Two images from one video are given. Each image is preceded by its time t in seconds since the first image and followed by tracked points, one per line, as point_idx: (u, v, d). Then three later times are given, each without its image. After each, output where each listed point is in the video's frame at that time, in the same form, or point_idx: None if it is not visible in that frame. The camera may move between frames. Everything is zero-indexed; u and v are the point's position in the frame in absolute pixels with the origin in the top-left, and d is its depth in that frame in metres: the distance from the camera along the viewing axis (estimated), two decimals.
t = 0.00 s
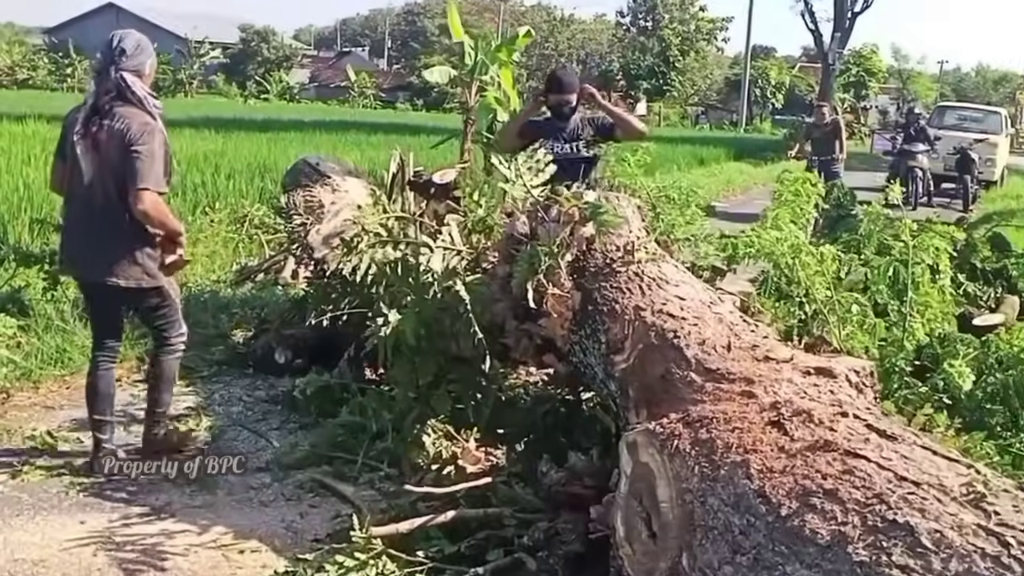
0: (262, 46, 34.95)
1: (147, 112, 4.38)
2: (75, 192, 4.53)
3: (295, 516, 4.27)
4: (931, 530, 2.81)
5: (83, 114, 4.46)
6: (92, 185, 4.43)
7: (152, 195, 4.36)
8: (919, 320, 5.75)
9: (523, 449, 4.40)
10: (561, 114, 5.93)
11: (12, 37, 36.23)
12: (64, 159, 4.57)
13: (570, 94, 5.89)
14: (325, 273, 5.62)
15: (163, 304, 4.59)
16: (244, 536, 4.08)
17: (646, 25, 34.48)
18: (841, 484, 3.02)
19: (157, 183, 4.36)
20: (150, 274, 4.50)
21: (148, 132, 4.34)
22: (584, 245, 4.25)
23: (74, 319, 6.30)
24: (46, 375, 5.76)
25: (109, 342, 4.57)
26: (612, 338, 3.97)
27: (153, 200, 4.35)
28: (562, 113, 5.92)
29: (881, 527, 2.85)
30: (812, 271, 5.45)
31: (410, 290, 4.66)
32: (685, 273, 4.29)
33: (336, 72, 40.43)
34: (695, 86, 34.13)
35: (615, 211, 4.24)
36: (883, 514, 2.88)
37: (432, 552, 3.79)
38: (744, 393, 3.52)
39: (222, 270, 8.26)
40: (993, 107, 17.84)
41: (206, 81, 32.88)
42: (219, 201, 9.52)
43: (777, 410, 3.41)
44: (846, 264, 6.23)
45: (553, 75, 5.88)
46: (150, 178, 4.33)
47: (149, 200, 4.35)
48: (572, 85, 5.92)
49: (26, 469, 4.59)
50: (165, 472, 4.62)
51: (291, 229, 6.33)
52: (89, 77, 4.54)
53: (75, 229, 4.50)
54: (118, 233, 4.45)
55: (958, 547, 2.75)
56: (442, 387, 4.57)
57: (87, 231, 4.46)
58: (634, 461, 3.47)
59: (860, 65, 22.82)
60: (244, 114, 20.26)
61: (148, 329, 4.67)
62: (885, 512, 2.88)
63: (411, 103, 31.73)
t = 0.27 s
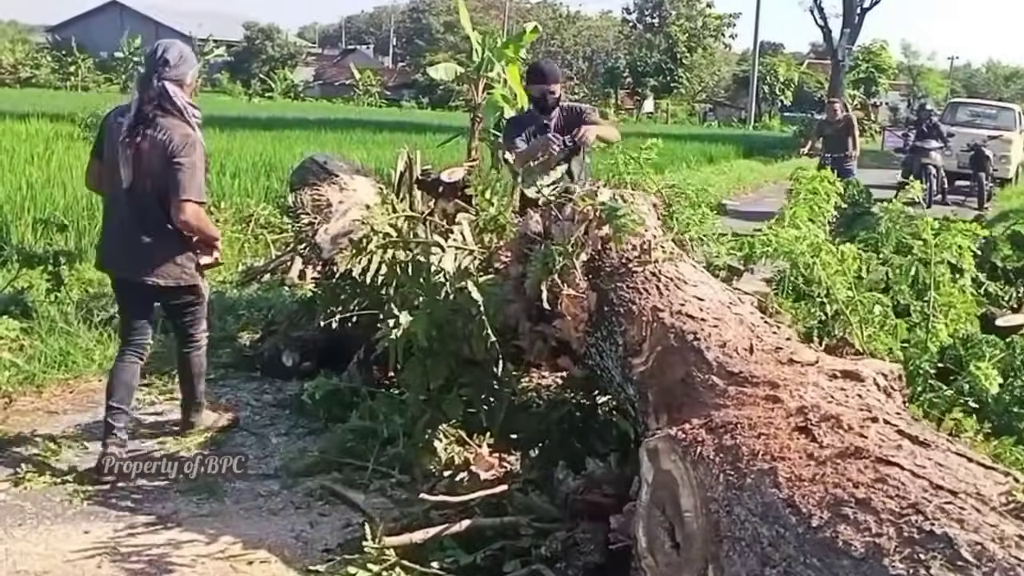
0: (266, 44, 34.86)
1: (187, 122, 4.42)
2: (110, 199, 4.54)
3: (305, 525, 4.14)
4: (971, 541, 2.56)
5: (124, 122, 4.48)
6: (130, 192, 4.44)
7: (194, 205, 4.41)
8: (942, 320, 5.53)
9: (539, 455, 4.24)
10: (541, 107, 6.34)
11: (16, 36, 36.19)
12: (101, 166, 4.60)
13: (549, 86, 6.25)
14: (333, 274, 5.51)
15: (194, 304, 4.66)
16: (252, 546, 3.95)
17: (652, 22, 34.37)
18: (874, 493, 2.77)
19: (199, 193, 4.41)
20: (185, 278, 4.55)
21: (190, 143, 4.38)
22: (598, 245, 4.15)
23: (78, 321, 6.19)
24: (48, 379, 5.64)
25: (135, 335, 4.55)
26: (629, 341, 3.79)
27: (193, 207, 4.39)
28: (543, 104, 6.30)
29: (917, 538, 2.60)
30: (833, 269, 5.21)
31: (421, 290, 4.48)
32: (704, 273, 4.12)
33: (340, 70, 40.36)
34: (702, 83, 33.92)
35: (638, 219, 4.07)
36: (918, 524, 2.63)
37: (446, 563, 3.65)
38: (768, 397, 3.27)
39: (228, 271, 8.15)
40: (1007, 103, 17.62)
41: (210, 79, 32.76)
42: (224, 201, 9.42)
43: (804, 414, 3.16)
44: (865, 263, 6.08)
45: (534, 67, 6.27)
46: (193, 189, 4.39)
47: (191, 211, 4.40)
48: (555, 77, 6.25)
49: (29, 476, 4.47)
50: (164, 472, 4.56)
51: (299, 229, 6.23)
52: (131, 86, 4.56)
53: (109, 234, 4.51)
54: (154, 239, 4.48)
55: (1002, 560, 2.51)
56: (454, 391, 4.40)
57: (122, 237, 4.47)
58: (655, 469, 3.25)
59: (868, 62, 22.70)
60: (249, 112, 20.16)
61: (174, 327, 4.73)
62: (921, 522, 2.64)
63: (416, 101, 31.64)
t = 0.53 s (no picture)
0: (272, 44, 34.77)
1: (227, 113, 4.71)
2: (150, 182, 4.83)
3: (317, 536, 4.00)
4: (1020, 558, 2.30)
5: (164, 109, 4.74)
6: (169, 176, 4.74)
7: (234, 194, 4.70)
8: (969, 321, 5.30)
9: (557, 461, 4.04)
10: (550, 111, 5.53)
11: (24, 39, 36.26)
12: (140, 150, 4.85)
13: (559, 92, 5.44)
14: (343, 275, 5.36)
15: (224, 287, 4.91)
16: (263, 557, 3.82)
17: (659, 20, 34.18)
18: (913, 505, 2.48)
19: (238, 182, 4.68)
20: (218, 261, 4.85)
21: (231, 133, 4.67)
22: (617, 244, 3.80)
23: (84, 325, 6.08)
24: (54, 384, 5.53)
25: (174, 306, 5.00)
26: (649, 344, 3.50)
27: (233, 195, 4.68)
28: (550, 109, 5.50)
29: (961, 553, 2.34)
30: (857, 271, 4.97)
31: (432, 291, 4.31)
32: (726, 273, 3.82)
33: (347, 70, 40.28)
34: (711, 82, 33.73)
35: (649, 215, 3.75)
36: (961, 539, 2.36)
37: None
38: (798, 403, 2.98)
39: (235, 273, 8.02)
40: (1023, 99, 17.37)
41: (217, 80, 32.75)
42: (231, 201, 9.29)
43: (835, 421, 2.87)
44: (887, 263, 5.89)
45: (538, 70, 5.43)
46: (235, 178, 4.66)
47: (233, 199, 4.69)
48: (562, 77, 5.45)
49: (35, 484, 4.35)
50: (165, 472, 4.53)
51: (307, 229, 6.09)
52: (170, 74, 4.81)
53: (149, 215, 4.82)
54: (190, 222, 4.78)
55: None
56: (467, 395, 4.26)
57: (163, 219, 4.79)
58: (681, 478, 2.91)
59: (878, 58, 22.51)
60: (255, 112, 20.06)
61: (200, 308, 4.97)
62: (964, 537, 2.37)
63: (423, 100, 31.54)
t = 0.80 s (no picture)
0: (280, 42, 34.71)
1: (212, 115, 4.61)
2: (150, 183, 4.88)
3: (330, 545, 3.91)
4: None
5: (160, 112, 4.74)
6: (164, 179, 4.74)
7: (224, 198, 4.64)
8: (1000, 322, 5.03)
9: (577, 470, 3.93)
10: (589, 131, 5.58)
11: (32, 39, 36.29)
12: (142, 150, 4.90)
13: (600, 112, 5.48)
14: (355, 277, 5.27)
15: (225, 289, 4.87)
16: (274, 568, 3.73)
17: (669, 17, 33.98)
18: (960, 523, 2.38)
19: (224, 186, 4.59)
20: (215, 263, 4.82)
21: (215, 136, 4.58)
22: (638, 246, 3.78)
23: (92, 328, 6.01)
24: (61, 389, 5.48)
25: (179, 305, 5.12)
26: (674, 349, 3.41)
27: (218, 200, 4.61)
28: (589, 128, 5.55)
29: None
30: (883, 273, 4.75)
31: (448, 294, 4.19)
32: (752, 277, 3.74)
33: (355, 69, 40.21)
34: (721, 80, 33.49)
35: (677, 217, 3.67)
36: (1014, 560, 2.26)
37: None
38: (833, 414, 2.88)
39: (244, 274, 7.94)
40: None
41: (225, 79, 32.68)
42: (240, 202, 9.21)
43: (873, 433, 2.77)
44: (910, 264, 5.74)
45: (584, 89, 5.48)
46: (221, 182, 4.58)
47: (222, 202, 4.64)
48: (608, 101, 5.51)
49: (43, 491, 4.28)
50: (164, 471, 4.51)
51: (318, 229, 6.00)
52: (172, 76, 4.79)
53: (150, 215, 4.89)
54: (184, 226, 4.78)
55: None
56: (483, 400, 4.14)
57: (161, 221, 4.84)
58: (711, 491, 2.82)
59: (891, 55, 22.30)
60: (263, 111, 19.98)
61: (208, 309, 4.97)
62: (1016, 558, 2.26)
63: (431, 98, 31.42)
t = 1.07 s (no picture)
0: (288, 42, 34.64)
1: (160, 111, 4.68)
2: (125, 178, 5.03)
3: (346, 556, 3.78)
4: None
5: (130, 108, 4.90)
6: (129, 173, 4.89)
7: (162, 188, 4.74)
8: None
9: (601, 479, 3.81)
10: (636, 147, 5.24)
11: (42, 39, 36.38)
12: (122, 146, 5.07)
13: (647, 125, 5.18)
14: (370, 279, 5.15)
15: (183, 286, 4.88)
16: None
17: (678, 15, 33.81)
18: (1016, 542, 2.27)
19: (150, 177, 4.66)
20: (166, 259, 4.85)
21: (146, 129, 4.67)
22: (665, 248, 3.52)
23: (102, 331, 5.93)
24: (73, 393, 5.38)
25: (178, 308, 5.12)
26: (702, 356, 3.23)
27: (156, 192, 4.68)
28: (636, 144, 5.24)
29: None
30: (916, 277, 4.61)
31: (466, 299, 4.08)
32: (783, 279, 3.55)
33: (363, 68, 40.16)
34: (731, 78, 33.31)
35: (705, 216, 3.47)
36: None
37: None
38: (875, 425, 2.75)
39: (255, 274, 7.85)
40: None
41: (234, 79, 32.68)
42: (249, 202, 9.12)
43: (919, 445, 2.64)
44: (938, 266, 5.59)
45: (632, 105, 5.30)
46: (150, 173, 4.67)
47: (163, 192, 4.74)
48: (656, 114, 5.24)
49: (52, 499, 4.18)
50: (165, 472, 4.47)
51: (332, 230, 5.88)
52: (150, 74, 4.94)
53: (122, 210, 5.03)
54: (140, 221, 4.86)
55: None
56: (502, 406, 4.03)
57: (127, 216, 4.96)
58: (746, 505, 2.67)
59: (905, 52, 22.13)
60: (272, 111, 19.90)
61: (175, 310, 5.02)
62: None
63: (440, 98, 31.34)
